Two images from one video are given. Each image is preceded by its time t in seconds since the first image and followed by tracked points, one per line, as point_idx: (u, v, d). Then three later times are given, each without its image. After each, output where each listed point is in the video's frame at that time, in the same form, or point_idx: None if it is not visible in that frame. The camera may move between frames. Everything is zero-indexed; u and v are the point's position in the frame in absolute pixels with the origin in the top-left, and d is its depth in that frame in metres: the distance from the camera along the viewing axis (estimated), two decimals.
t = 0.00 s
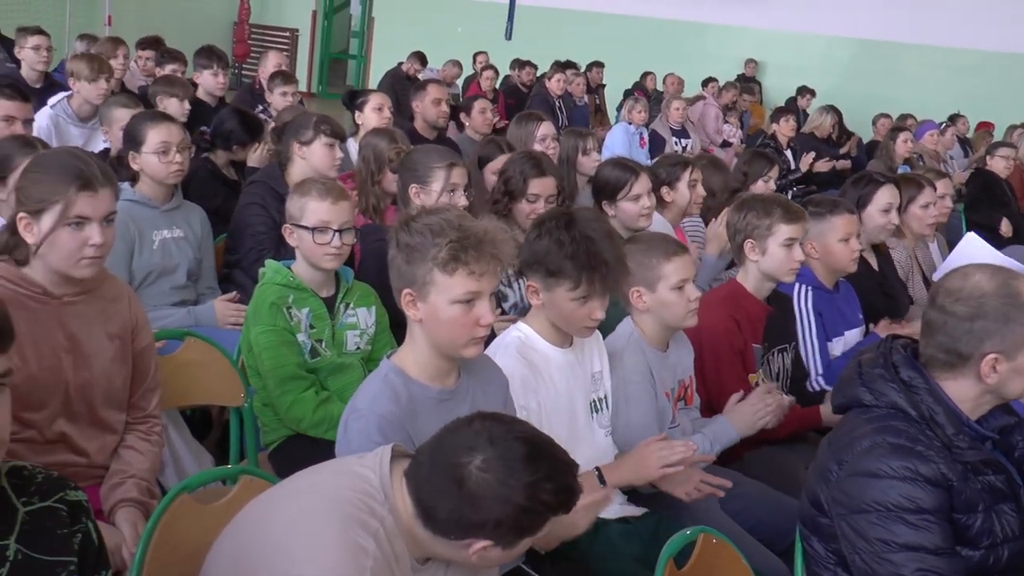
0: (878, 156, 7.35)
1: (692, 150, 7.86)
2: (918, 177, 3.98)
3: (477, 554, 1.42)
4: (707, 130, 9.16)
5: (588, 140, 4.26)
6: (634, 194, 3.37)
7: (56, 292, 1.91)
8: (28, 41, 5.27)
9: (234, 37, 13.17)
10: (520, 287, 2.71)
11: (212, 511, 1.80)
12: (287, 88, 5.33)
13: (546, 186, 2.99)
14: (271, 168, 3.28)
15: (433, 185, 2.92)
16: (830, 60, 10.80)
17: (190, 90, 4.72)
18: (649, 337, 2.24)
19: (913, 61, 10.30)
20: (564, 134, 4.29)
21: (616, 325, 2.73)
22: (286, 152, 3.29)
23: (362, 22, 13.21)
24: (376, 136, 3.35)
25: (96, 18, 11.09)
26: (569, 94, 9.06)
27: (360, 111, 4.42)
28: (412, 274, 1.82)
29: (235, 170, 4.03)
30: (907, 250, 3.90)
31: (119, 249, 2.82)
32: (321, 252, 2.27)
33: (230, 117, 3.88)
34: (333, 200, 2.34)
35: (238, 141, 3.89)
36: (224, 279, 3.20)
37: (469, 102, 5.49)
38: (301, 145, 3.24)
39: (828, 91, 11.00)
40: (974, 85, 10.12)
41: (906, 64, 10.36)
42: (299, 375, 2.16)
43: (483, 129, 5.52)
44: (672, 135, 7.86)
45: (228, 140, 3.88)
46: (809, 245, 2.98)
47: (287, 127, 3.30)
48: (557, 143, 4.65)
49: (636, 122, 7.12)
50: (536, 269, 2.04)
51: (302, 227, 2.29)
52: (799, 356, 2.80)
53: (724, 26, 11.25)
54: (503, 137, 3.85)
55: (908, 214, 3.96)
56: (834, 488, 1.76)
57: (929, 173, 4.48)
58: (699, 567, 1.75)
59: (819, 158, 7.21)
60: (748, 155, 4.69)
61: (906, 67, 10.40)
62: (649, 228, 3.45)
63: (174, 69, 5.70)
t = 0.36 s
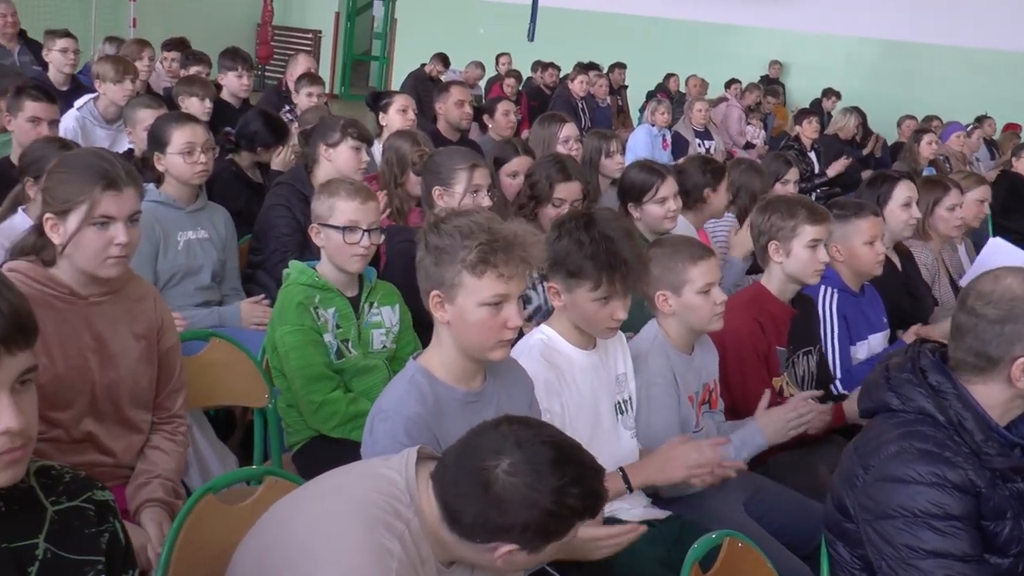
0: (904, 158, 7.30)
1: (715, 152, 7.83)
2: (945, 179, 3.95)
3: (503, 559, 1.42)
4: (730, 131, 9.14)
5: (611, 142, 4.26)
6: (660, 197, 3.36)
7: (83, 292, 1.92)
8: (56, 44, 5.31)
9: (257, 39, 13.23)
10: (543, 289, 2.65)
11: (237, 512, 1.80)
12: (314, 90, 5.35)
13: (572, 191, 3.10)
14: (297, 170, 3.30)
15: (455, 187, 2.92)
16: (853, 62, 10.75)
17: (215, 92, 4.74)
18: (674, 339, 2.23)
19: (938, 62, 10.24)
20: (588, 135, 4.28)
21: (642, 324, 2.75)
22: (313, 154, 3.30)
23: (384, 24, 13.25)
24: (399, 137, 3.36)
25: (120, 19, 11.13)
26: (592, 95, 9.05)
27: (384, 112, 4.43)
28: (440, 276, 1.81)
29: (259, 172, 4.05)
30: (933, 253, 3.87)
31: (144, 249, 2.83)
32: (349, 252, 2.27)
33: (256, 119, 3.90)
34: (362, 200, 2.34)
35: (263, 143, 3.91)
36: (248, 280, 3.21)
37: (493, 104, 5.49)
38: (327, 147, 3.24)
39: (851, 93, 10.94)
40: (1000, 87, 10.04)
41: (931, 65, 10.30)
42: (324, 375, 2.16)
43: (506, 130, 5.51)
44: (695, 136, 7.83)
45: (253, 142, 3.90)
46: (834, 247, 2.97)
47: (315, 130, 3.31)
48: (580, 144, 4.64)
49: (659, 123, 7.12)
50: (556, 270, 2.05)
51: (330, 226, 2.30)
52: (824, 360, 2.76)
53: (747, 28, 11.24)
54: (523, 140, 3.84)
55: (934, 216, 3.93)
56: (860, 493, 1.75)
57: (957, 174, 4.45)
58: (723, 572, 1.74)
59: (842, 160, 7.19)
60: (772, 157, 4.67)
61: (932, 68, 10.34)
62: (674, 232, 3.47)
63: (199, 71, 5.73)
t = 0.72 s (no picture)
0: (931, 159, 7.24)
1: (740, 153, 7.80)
2: (974, 181, 3.92)
3: (533, 563, 1.42)
4: (755, 132, 9.11)
5: (637, 143, 4.24)
6: (688, 199, 3.35)
7: (112, 292, 1.93)
8: (87, 46, 5.35)
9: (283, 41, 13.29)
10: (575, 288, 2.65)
11: (265, 513, 1.80)
12: (339, 90, 5.37)
13: (589, 182, 3.10)
14: (323, 172, 3.34)
15: (481, 188, 2.92)
16: (879, 63, 10.71)
17: (241, 93, 4.77)
18: (701, 341, 2.22)
19: (965, 62, 10.17)
20: (613, 135, 4.28)
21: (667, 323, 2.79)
22: (340, 156, 3.31)
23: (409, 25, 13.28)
24: (424, 139, 3.37)
25: (149, 21, 11.31)
26: (616, 96, 9.05)
27: (409, 114, 4.44)
28: (473, 275, 1.82)
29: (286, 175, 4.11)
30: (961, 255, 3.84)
31: (171, 250, 2.85)
32: (379, 250, 2.27)
33: (283, 121, 3.97)
34: (390, 200, 2.35)
35: (290, 145, 3.96)
36: (274, 282, 3.21)
37: (517, 105, 5.49)
38: (355, 150, 3.25)
39: (877, 94, 10.88)
40: None
41: (958, 66, 10.24)
42: (350, 376, 2.17)
43: (530, 131, 5.51)
44: (720, 138, 7.81)
45: (280, 144, 3.96)
46: (861, 248, 2.97)
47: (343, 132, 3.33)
48: (604, 145, 4.63)
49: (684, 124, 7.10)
50: (583, 272, 2.04)
51: (359, 226, 2.30)
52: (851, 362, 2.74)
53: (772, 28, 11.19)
54: (548, 140, 3.83)
55: (962, 218, 3.90)
56: (889, 498, 1.74)
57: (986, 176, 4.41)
58: None
59: (869, 161, 7.15)
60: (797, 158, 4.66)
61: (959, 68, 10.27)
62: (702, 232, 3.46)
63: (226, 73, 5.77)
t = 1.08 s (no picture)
0: (958, 162, 7.18)
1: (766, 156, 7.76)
2: (1003, 185, 3.88)
3: (559, 567, 1.41)
4: (780, 134, 9.06)
5: (664, 146, 4.23)
6: (728, 202, 3.40)
7: (140, 293, 1.95)
8: (117, 48, 5.39)
9: (308, 42, 13.33)
10: (602, 291, 2.62)
11: (291, 514, 1.81)
12: (362, 92, 5.38)
13: (624, 187, 3.09)
14: (346, 175, 3.35)
15: (507, 191, 2.92)
16: (906, 66, 10.65)
17: (268, 94, 4.80)
18: (729, 343, 2.23)
19: (994, 65, 10.10)
20: (641, 137, 4.28)
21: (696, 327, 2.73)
22: (362, 158, 3.31)
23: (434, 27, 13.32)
24: (452, 142, 3.41)
25: (175, 24, 10.93)
26: (641, 98, 9.01)
27: (433, 115, 4.44)
28: (508, 275, 1.90)
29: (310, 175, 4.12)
30: (991, 260, 3.81)
31: (198, 250, 2.85)
32: (404, 254, 2.27)
33: (310, 124, 3.94)
34: (415, 203, 2.35)
35: (316, 147, 3.97)
36: (298, 283, 3.25)
37: (539, 107, 5.48)
38: (377, 153, 3.25)
39: (904, 97, 10.82)
40: None
41: (987, 69, 10.16)
42: (375, 378, 2.16)
43: (552, 133, 5.51)
44: (745, 140, 7.77)
45: (306, 146, 3.96)
46: (891, 252, 2.95)
47: (366, 135, 3.32)
48: (628, 147, 4.62)
49: (710, 127, 7.07)
50: (618, 275, 2.08)
51: (383, 229, 2.30)
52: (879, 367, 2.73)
53: (798, 31, 11.14)
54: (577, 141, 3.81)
55: (991, 223, 3.86)
56: (917, 504, 1.73)
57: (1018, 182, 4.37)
58: None
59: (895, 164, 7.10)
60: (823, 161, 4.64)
61: (988, 71, 10.19)
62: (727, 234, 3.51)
63: (250, 74, 5.82)
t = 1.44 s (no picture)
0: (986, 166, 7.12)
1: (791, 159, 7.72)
2: None
3: (584, 571, 1.40)
4: (805, 137, 9.11)
5: (687, 149, 4.24)
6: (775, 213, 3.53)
7: (167, 293, 1.96)
8: (148, 48, 5.43)
9: (333, 43, 13.35)
10: (628, 294, 2.58)
11: (315, 514, 1.80)
12: (388, 93, 5.38)
13: (653, 192, 3.09)
14: (370, 177, 3.36)
15: (535, 195, 2.91)
16: (932, 69, 10.57)
17: (294, 96, 4.82)
18: (756, 347, 2.26)
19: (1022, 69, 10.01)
20: (667, 141, 4.32)
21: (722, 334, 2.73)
22: (386, 161, 3.32)
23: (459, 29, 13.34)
24: (478, 144, 3.39)
25: (201, 22, 11.00)
26: (666, 101, 8.97)
27: (459, 117, 4.44)
28: (537, 276, 1.90)
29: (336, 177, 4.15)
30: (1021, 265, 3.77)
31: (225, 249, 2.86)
32: (431, 257, 2.27)
33: (337, 125, 3.98)
34: (443, 206, 2.35)
35: (343, 149, 3.98)
36: (322, 284, 3.26)
37: (562, 108, 5.48)
38: (401, 154, 3.26)
39: (931, 101, 10.73)
40: None
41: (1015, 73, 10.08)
42: (399, 380, 2.16)
43: (575, 135, 5.50)
44: (771, 143, 7.72)
45: (334, 148, 3.98)
46: (919, 256, 2.93)
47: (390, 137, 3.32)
48: (649, 149, 4.61)
49: (735, 130, 7.04)
50: (650, 279, 2.11)
51: (412, 232, 2.30)
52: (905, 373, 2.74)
53: (823, 35, 11.08)
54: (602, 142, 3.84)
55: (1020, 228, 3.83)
56: (944, 512, 1.71)
57: None
58: None
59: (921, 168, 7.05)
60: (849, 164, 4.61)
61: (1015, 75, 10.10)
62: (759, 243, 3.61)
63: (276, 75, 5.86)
